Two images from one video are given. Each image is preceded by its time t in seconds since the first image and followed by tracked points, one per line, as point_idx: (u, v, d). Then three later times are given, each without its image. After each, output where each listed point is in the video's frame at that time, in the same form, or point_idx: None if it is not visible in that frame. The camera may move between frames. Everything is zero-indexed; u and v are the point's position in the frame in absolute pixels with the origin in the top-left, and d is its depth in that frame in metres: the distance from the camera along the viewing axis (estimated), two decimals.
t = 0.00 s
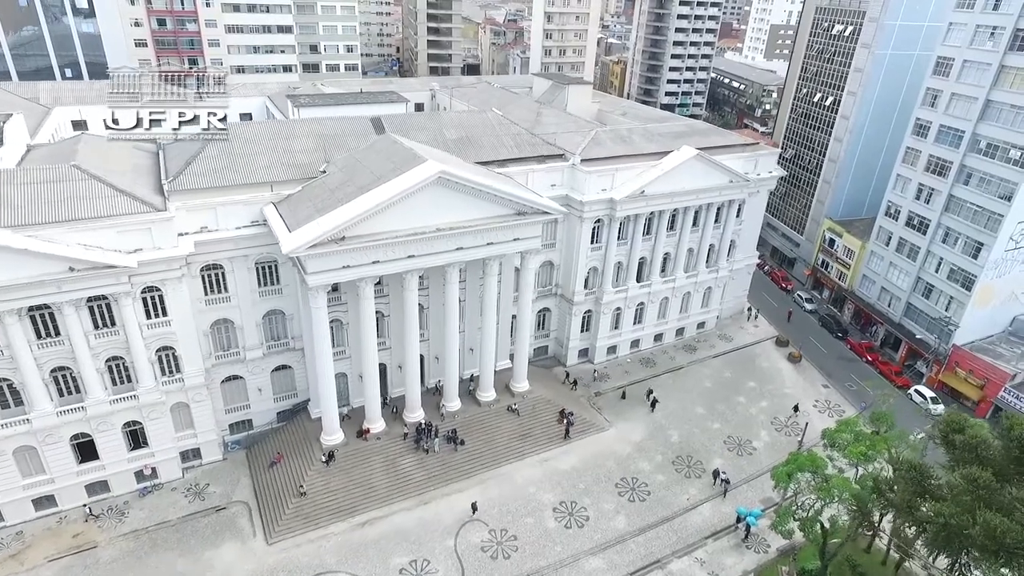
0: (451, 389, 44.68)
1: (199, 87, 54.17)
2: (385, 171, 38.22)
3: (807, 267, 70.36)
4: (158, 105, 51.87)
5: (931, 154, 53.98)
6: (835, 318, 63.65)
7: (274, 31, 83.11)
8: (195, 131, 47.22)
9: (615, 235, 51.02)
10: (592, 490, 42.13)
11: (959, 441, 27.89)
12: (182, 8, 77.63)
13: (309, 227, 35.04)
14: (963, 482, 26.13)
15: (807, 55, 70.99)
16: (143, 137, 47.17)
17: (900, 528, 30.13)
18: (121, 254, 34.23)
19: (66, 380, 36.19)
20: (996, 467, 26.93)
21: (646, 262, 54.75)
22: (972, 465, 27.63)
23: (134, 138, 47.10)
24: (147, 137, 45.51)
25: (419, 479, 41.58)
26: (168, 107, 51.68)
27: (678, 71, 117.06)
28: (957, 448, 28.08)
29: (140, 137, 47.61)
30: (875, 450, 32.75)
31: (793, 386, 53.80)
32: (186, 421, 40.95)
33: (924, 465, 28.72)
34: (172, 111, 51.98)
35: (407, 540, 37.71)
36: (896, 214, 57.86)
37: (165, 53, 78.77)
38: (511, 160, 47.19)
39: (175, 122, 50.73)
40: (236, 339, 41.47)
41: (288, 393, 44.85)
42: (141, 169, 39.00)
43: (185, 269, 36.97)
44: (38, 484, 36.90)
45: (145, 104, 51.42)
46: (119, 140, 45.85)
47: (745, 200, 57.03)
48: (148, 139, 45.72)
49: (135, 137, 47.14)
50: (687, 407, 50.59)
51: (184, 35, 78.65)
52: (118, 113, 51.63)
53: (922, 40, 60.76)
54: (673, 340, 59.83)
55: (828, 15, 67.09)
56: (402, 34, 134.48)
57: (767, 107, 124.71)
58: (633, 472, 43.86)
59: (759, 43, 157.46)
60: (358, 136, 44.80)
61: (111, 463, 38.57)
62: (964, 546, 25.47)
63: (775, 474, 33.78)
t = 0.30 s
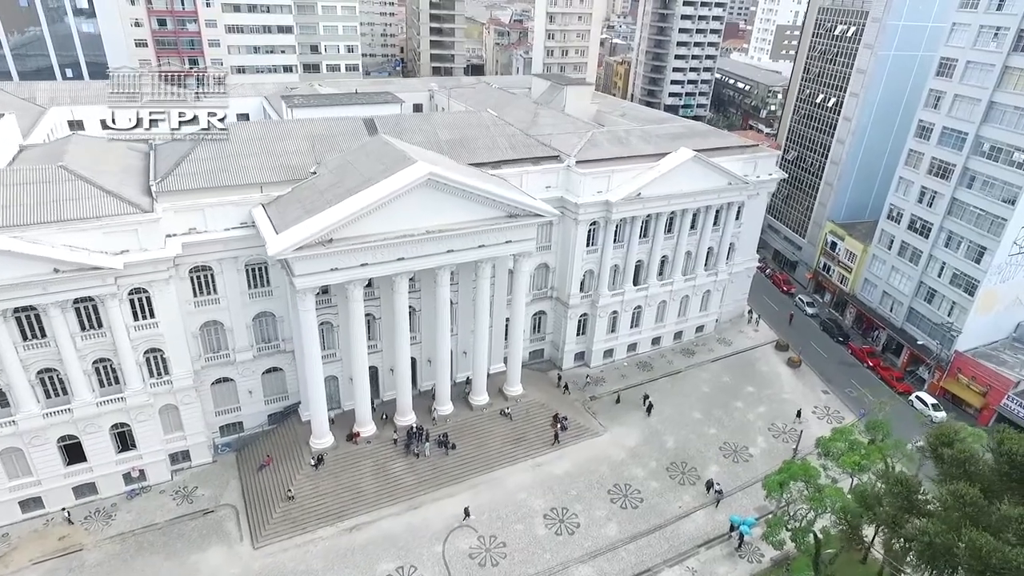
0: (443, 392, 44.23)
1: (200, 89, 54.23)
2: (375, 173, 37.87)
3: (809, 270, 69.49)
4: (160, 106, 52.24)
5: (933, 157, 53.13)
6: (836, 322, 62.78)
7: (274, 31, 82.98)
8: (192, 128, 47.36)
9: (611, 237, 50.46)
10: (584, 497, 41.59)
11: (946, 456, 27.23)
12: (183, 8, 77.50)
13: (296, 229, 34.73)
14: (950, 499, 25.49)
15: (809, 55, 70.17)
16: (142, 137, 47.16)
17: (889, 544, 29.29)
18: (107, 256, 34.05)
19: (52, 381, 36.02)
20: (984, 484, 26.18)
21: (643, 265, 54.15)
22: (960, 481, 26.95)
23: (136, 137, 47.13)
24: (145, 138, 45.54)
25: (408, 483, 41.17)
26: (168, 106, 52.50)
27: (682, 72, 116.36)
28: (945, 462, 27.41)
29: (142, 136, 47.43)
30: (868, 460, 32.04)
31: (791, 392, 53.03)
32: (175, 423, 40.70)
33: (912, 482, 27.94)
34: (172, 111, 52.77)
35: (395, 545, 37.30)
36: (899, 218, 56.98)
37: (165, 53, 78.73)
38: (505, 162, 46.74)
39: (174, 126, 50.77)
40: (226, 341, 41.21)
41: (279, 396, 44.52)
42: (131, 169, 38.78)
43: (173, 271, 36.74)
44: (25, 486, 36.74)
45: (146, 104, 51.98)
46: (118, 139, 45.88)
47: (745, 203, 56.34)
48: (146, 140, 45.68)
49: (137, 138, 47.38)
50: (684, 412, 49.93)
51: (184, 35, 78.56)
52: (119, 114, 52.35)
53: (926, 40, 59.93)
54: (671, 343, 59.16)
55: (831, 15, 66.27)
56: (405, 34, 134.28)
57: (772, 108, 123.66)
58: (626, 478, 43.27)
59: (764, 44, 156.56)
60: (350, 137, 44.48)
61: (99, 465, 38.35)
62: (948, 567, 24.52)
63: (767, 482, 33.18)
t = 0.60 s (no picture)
0: (440, 395, 43.86)
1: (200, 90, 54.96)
2: (371, 174, 37.61)
3: (818, 275, 68.32)
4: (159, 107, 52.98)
5: (946, 161, 51.95)
6: (844, 329, 61.62)
7: (283, 31, 83.18)
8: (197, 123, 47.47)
9: (613, 240, 49.84)
10: (580, 504, 41.06)
11: (941, 473, 26.35)
12: (192, 9, 78.37)
13: (290, 230, 34.60)
14: (942, 520, 24.61)
15: (820, 57, 69.01)
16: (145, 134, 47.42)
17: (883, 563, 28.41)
18: (102, 255, 34.10)
19: (49, 379, 36.16)
20: (978, 504, 25.27)
21: (647, 269, 53.48)
22: (953, 500, 26.04)
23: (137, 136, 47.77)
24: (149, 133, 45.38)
25: (403, 487, 40.90)
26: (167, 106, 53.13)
27: (694, 73, 115.36)
28: (939, 480, 26.53)
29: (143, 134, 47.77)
30: (868, 473, 31.19)
31: (797, 399, 52.08)
32: (172, 422, 40.72)
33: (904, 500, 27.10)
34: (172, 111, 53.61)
35: (387, 550, 37.03)
36: (910, 223, 55.77)
37: (176, 53, 79.85)
38: (505, 164, 46.33)
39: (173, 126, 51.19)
40: (223, 340, 41.17)
41: (277, 396, 44.42)
42: (130, 168, 38.81)
43: (169, 271, 36.73)
44: (21, 483, 36.91)
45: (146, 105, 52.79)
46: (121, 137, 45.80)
47: (751, 206, 55.43)
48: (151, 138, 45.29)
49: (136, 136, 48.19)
50: (685, 419, 49.20)
51: (194, 34, 79.49)
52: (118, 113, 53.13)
53: (940, 42, 58.73)
54: (675, 348, 58.37)
55: (843, 16, 65.09)
56: (417, 35, 134.08)
57: (785, 110, 122.02)
58: (624, 485, 42.66)
59: (779, 45, 154.90)
60: (349, 137, 44.29)
61: (95, 464, 38.43)
62: None
63: (764, 493, 32.47)
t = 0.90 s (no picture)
0: (440, 398, 43.61)
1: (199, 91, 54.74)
2: (372, 174, 37.47)
3: (832, 281, 66.99)
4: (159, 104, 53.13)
5: (963, 166, 50.59)
6: (857, 337, 60.28)
7: (297, 31, 83.60)
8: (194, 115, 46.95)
9: (619, 243, 49.23)
10: (579, 510, 40.57)
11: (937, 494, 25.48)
12: (208, 9, 79.55)
13: (288, 230, 34.56)
14: (935, 544, 23.66)
15: (837, 58, 67.71)
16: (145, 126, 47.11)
17: None
18: (103, 252, 34.32)
19: (51, 375, 36.51)
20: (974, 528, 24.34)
21: (653, 273, 52.79)
22: (948, 522, 25.16)
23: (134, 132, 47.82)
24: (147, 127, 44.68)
25: (401, 489, 40.71)
26: (168, 107, 53.03)
27: (710, 74, 114.10)
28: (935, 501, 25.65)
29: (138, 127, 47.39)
30: (870, 487, 30.35)
31: (805, 408, 51.05)
32: (172, 419, 40.92)
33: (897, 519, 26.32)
34: (172, 110, 53.49)
35: (381, 552, 36.86)
36: (926, 229, 54.40)
37: (191, 52, 81.00)
38: (510, 165, 45.98)
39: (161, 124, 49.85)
40: (224, 339, 41.30)
41: (278, 395, 44.46)
42: (134, 166, 39.07)
43: (170, 269, 36.90)
44: (24, 477, 37.30)
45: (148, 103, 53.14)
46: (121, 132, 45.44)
47: (762, 210, 54.47)
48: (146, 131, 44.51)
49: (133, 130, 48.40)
50: (690, 426, 48.42)
51: (208, 34, 80.49)
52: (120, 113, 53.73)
53: (960, 44, 57.33)
54: (683, 353, 57.54)
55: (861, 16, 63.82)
56: (432, 35, 134.13)
57: (804, 112, 120.15)
58: (624, 492, 42.06)
59: (799, 47, 152.73)
60: (353, 138, 44.24)
61: (96, 459, 38.73)
62: None
63: (763, 506, 31.80)
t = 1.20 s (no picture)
0: (441, 400, 43.42)
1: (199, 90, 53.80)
2: (374, 175, 37.37)
3: (848, 288, 65.59)
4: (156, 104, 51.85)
5: (984, 171, 49.11)
6: (872, 345, 58.90)
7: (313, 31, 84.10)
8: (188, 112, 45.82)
9: (626, 247, 48.63)
10: (578, 517, 40.06)
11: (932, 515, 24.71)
12: (226, 8, 80.68)
13: (288, 230, 34.60)
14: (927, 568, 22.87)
15: (857, 60, 66.30)
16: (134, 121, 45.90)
17: None
18: (106, 250, 34.64)
19: (55, 370, 36.96)
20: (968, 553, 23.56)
21: (662, 277, 52.11)
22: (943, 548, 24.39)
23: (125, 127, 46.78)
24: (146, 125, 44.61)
25: (399, 491, 40.56)
26: (172, 109, 55.04)
27: (729, 76, 112.71)
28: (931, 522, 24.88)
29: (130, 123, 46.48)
30: (874, 503, 29.36)
31: (815, 417, 49.95)
32: (175, 416, 41.19)
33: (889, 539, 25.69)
34: (174, 110, 55.71)
35: (377, 554, 36.73)
36: (944, 236, 52.96)
37: (209, 51, 82.16)
38: (516, 166, 45.65)
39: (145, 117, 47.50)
40: (228, 337, 41.52)
41: (281, 394, 44.59)
42: (141, 165, 39.44)
43: (173, 267, 37.16)
44: (28, 470, 37.84)
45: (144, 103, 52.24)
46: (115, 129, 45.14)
47: (774, 215, 53.44)
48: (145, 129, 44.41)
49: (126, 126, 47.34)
50: (696, 433, 47.59)
51: (226, 33, 81.64)
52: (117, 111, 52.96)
53: (984, 47, 55.84)
54: (691, 359, 56.67)
55: (881, 18, 62.40)
56: (450, 35, 134.31)
57: (825, 115, 117.94)
58: (625, 500, 41.46)
59: (823, 48, 150.28)
60: (358, 138, 44.24)
61: (99, 454, 39.14)
62: None
63: (763, 518, 30.99)
